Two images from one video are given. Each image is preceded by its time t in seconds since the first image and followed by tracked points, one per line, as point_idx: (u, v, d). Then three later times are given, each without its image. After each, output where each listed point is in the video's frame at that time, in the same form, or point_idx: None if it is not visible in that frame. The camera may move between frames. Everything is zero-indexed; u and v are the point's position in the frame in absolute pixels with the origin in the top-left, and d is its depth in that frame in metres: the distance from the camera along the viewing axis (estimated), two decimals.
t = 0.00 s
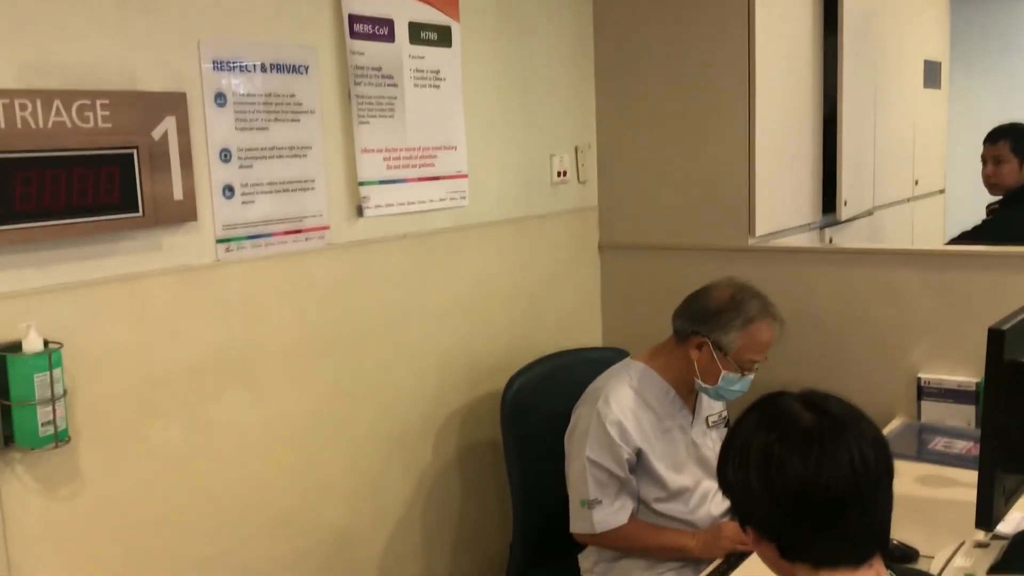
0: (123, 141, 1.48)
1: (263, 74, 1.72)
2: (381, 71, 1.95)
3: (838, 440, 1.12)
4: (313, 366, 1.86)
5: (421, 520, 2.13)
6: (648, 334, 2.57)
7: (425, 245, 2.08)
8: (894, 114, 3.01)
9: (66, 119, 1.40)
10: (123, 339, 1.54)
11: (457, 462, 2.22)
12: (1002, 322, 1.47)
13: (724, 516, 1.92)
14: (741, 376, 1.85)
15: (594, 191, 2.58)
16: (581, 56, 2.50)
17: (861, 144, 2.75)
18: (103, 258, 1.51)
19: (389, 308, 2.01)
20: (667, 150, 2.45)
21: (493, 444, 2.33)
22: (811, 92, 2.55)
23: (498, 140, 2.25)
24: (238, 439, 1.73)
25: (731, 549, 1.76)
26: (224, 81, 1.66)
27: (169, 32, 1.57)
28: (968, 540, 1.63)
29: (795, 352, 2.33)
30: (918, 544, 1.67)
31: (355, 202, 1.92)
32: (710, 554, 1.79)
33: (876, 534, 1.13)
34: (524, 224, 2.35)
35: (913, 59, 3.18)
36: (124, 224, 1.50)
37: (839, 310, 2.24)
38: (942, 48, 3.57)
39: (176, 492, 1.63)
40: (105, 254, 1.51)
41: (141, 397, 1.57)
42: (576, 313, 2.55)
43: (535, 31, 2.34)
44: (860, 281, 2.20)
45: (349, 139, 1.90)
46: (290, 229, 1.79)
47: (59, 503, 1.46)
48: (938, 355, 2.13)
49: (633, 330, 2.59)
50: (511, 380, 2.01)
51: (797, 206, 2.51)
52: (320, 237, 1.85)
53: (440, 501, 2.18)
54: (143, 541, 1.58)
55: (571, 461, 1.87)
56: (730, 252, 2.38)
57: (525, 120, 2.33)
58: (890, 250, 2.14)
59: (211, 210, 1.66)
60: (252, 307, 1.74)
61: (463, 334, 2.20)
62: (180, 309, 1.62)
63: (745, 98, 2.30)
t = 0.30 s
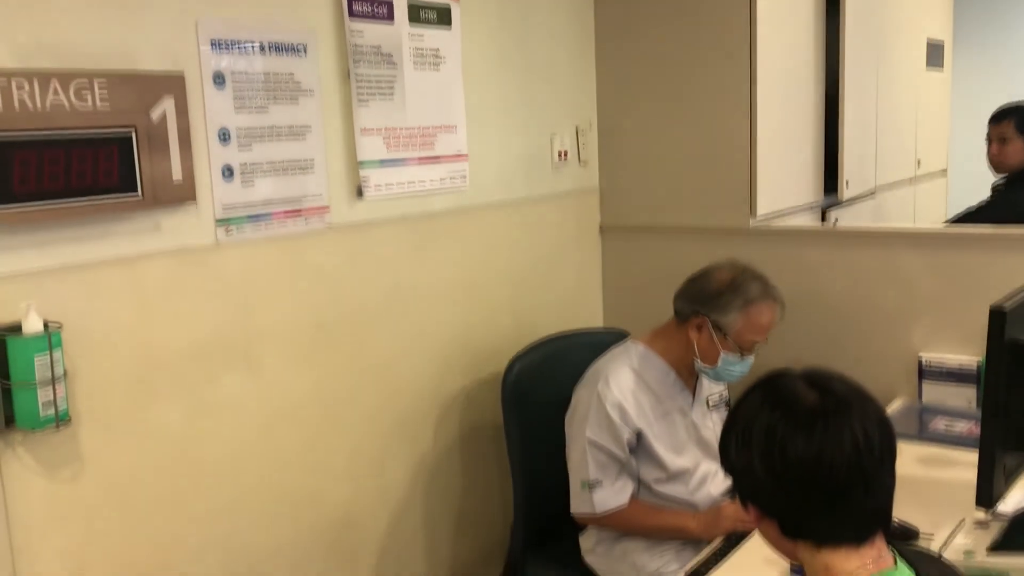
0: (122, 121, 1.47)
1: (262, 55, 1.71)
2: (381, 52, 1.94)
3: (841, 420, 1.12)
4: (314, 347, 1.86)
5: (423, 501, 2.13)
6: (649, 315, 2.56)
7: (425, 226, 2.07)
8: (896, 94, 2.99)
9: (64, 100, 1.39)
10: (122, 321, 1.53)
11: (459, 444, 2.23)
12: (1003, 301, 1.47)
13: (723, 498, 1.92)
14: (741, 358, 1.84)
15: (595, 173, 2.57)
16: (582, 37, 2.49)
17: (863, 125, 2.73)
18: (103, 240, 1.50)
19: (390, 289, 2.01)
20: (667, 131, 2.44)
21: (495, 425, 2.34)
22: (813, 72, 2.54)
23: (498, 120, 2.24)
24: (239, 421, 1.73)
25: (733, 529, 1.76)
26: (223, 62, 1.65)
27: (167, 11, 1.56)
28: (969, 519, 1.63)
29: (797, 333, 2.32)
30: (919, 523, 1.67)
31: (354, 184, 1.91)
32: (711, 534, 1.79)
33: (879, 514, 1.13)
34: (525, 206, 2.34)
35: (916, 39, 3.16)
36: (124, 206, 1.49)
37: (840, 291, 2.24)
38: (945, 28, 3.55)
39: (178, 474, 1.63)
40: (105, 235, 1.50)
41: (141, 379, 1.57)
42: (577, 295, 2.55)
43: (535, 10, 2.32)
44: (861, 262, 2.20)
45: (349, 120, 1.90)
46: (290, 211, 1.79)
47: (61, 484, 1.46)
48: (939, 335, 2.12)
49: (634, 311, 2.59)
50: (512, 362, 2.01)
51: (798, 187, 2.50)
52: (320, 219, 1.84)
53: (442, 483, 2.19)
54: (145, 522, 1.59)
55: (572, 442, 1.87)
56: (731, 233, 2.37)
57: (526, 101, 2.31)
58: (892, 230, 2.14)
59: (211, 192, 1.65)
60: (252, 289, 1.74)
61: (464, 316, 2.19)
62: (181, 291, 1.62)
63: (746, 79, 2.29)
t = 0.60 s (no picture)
0: (116, 97, 1.46)
1: (258, 31, 1.70)
2: (377, 28, 1.92)
3: (840, 393, 1.11)
4: (312, 325, 1.86)
5: (422, 478, 2.14)
6: (648, 293, 2.56)
7: (422, 203, 2.06)
8: (896, 71, 2.98)
9: (58, 76, 1.38)
10: (119, 298, 1.53)
11: (458, 422, 2.23)
12: (1001, 275, 1.46)
13: (721, 473, 1.93)
14: (738, 336, 1.83)
15: (593, 150, 2.56)
16: (579, 13, 2.47)
17: (862, 102, 2.72)
18: (99, 218, 1.49)
19: (388, 267, 2.00)
20: (666, 108, 2.43)
21: (493, 403, 2.34)
22: (812, 47, 2.52)
23: (496, 97, 2.23)
24: (238, 399, 1.74)
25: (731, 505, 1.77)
26: (218, 38, 1.64)
27: None
28: (965, 493, 1.64)
29: (795, 310, 2.32)
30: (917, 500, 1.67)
31: (351, 161, 1.90)
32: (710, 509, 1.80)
33: (876, 487, 1.14)
34: (523, 183, 2.33)
35: (916, 16, 3.14)
36: (119, 183, 1.48)
37: (839, 268, 2.24)
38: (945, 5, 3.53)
39: (177, 452, 1.64)
40: (101, 213, 1.50)
41: (139, 357, 1.57)
42: (576, 273, 2.54)
43: None
44: (860, 239, 2.19)
45: (346, 97, 1.88)
46: (286, 188, 1.78)
47: (59, 462, 1.47)
48: (937, 312, 2.12)
49: (632, 289, 2.59)
50: (510, 340, 2.01)
51: (797, 164, 2.49)
52: (317, 197, 1.84)
53: (441, 460, 2.19)
54: (144, 500, 1.59)
55: (569, 419, 1.87)
56: (730, 211, 2.37)
57: (523, 78, 2.30)
58: (891, 206, 2.13)
59: (207, 169, 1.64)
60: (249, 266, 1.73)
61: (462, 294, 2.19)
62: (178, 268, 1.62)
63: (745, 55, 2.28)
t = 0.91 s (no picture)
0: (108, 67, 1.45)
1: None
2: None
3: (838, 357, 1.12)
4: (309, 296, 1.85)
5: (420, 449, 2.14)
6: (646, 265, 2.56)
7: (418, 174, 2.05)
8: (896, 41, 2.96)
9: (49, 45, 1.37)
10: (114, 269, 1.52)
11: (456, 394, 2.23)
12: (999, 243, 1.45)
13: (717, 443, 1.94)
14: (735, 305, 1.83)
15: (590, 121, 2.55)
16: None
17: (861, 72, 2.71)
18: (93, 189, 1.48)
19: (384, 237, 1.99)
20: (663, 79, 2.41)
21: (491, 375, 2.34)
22: (811, 16, 2.50)
23: (492, 68, 2.21)
24: (236, 370, 1.74)
25: (728, 473, 1.77)
26: (211, 7, 1.62)
27: None
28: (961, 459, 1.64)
29: (793, 281, 2.32)
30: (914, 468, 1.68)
31: (346, 132, 1.89)
32: (707, 478, 1.81)
33: (873, 451, 1.14)
34: (519, 155, 2.32)
35: None
36: (112, 154, 1.47)
37: (837, 238, 2.23)
38: None
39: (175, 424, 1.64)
40: (95, 183, 1.49)
41: (136, 328, 1.57)
42: (573, 245, 2.54)
43: None
44: (858, 208, 2.19)
45: (340, 67, 1.87)
46: (281, 159, 1.76)
47: (57, 433, 1.47)
48: (934, 281, 2.12)
49: (630, 261, 2.59)
50: (508, 311, 2.01)
51: (795, 135, 2.48)
52: (312, 167, 1.82)
53: (440, 432, 2.20)
54: (142, 471, 1.60)
55: (567, 388, 1.87)
56: (728, 182, 2.36)
57: (520, 48, 2.28)
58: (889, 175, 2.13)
59: (201, 138, 1.63)
60: (245, 237, 1.72)
61: (459, 266, 2.18)
62: (173, 239, 1.61)
63: (743, 24, 2.26)
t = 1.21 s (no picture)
0: (98, 36, 1.42)
1: None
2: None
3: (834, 321, 1.11)
4: (304, 267, 1.84)
5: (418, 421, 2.15)
6: (642, 236, 2.55)
7: (413, 145, 2.04)
8: (894, 9, 2.94)
9: (38, 14, 1.35)
10: (108, 240, 1.52)
11: (453, 366, 2.23)
12: (996, 208, 1.44)
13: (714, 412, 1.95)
14: (730, 274, 1.82)
15: (586, 92, 2.53)
16: None
17: (859, 41, 2.69)
18: (85, 161, 1.47)
19: (379, 208, 1.98)
20: (659, 48, 2.39)
21: (488, 346, 2.34)
22: None
23: (487, 37, 2.19)
24: (233, 342, 1.73)
25: (725, 441, 1.78)
26: None
27: None
28: (958, 426, 1.65)
29: (790, 251, 2.32)
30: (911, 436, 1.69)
31: (340, 102, 1.87)
32: (704, 445, 1.81)
33: (869, 415, 1.13)
34: (515, 125, 2.31)
35: None
36: (105, 125, 1.46)
37: (834, 207, 2.23)
38: None
39: (172, 396, 1.64)
40: (87, 155, 1.47)
41: (131, 300, 1.56)
42: (570, 216, 2.53)
43: None
44: (855, 178, 2.18)
45: (333, 36, 1.85)
46: (275, 130, 1.75)
47: (53, 405, 1.46)
48: (932, 251, 2.12)
49: (627, 232, 2.58)
50: (505, 282, 2.00)
51: (792, 104, 2.47)
52: (306, 138, 1.81)
53: (437, 404, 2.20)
54: (140, 443, 1.60)
55: (564, 358, 1.87)
56: (725, 152, 2.35)
57: (514, 17, 2.26)
58: (887, 144, 2.12)
59: (193, 109, 1.62)
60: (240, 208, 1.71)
61: (455, 237, 2.18)
62: (167, 211, 1.60)
63: None
